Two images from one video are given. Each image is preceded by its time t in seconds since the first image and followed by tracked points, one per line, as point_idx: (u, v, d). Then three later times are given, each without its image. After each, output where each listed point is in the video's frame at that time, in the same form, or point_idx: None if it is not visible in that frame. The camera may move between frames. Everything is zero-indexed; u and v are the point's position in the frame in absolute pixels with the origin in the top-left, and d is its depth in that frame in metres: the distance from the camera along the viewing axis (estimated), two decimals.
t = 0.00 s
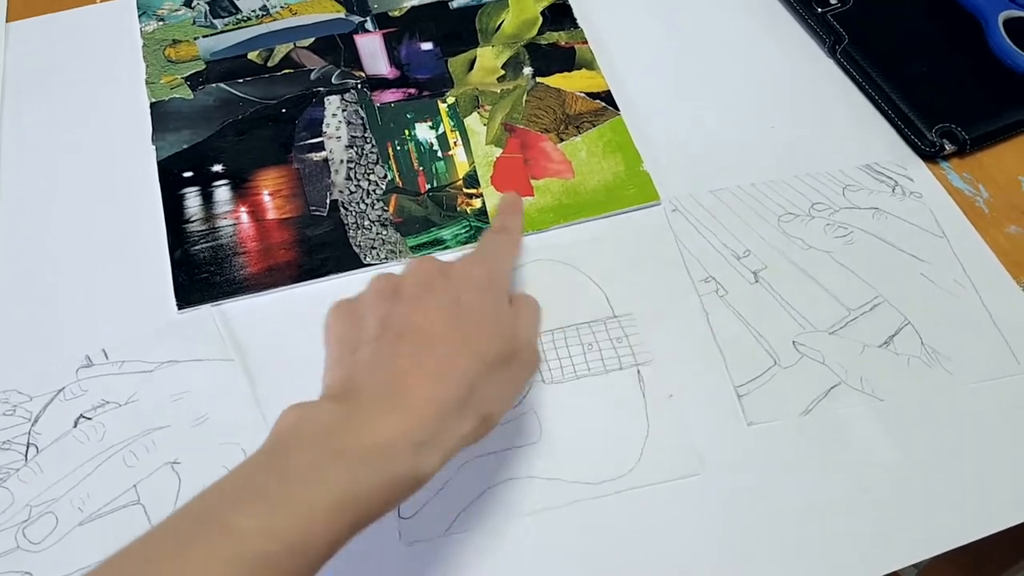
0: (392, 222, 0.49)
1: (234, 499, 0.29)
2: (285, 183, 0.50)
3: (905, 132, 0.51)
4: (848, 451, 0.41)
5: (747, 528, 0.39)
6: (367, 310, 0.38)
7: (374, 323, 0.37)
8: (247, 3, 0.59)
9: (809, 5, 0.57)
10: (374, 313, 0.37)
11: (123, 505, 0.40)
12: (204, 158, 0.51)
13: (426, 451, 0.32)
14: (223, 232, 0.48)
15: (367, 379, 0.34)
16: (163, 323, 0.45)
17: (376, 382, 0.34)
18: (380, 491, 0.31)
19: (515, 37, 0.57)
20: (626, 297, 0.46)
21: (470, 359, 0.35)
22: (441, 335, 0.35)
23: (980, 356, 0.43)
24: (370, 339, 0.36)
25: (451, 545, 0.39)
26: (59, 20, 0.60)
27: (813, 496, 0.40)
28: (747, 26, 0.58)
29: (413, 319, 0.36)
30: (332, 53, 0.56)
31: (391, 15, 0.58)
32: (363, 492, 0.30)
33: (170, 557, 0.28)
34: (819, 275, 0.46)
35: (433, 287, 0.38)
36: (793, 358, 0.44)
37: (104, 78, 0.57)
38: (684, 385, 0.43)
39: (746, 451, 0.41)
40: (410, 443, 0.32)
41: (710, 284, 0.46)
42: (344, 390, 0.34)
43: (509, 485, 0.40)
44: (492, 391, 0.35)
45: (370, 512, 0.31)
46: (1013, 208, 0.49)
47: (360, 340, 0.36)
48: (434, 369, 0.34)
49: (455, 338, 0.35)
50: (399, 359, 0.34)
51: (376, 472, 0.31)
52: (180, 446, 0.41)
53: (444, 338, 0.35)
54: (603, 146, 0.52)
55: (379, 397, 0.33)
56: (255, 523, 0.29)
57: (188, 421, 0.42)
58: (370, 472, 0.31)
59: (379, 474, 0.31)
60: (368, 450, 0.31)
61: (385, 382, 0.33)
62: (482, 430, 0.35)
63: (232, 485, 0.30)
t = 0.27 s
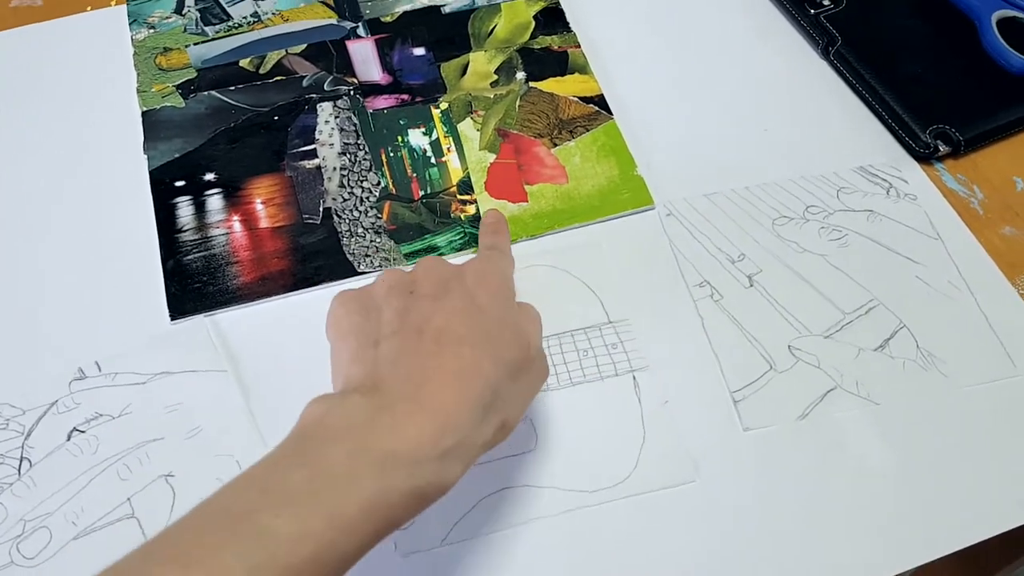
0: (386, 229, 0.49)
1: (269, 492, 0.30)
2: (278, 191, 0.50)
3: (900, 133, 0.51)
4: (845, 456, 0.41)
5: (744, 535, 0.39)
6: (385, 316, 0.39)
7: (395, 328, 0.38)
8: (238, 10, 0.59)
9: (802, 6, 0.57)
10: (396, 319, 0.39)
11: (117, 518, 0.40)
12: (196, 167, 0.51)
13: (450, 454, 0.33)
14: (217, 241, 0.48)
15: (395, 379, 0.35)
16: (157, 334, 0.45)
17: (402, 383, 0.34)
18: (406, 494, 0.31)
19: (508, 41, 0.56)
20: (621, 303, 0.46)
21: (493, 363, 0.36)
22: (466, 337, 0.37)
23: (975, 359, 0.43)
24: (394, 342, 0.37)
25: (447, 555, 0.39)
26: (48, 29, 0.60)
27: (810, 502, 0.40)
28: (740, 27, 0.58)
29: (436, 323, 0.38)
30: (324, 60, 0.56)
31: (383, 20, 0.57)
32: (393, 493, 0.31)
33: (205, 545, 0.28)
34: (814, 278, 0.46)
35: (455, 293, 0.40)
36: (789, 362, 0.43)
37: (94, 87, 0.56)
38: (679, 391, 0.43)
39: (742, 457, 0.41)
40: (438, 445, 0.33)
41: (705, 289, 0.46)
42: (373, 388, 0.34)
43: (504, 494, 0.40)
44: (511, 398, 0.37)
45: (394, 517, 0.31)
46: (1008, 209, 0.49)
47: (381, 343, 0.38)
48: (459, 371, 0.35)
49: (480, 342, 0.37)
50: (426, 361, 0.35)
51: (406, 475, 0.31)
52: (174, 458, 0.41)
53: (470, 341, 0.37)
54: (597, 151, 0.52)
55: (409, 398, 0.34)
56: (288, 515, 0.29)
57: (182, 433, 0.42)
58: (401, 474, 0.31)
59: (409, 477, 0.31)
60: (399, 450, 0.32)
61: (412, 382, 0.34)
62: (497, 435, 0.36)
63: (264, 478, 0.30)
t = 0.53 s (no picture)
0: (366, 234, 0.48)
1: (313, 468, 0.29)
2: (256, 196, 0.49)
3: (883, 129, 0.51)
4: (832, 458, 0.40)
5: (730, 540, 0.38)
6: (431, 296, 0.38)
7: (441, 308, 0.37)
8: (215, 12, 0.58)
9: (784, 4, 0.56)
10: (439, 301, 0.38)
11: (94, 533, 0.39)
12: (172, 173, 0.50)
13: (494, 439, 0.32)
14: (194, 248, 0.47)
15: (440, 358, 0.34)
16: (135, 344, 0.45)
17: (445, 363, 0.33)
18: (449, 479, 0.30)
19: (489, 42, 0.56)
20: (605, 306, 0.46)
21: (535, 349, 0.35)
22: (513, 323, 0.36)
23: (962, 357, 0.43)
24: (440, 323, 0.36)
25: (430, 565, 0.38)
26: (22, 34, 0.59)
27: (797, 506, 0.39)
28: (723, 25, 0.57)
29: (484, 306, 0.37)
30: (302, 62, 0.55)
31: (362, 22, 0.57)
32: (436, 474, 0.30)
33: (247, 520, 0.28)
34: (799, 278, 0.46)
35: (501, 276, 0.39)
36: (773, 363, 0.43)
37: (69, 93, 0.56)
38: (665, 394, 0.42)
39: (729, 460, 0.41)
40: (484, 431, 0.32)
41: (690, 290, 0.46)
42: (420, 367, 0.34)
43: (488, 502, 0.39)
44: (552, 385, 0.36)
45: (434, 500, 0.30)
46: (994, 205, 0.48)
47: (428, 323, 0.37)
48: (505, 355, 0.34)
49: (524, 328, 0.36)
50: (471, 344, 0.34)
51: (450, 458, 0.30)
52: (152, 471, 0.40)
53: (516, 327, 0.35)
54: (580, 152, 0.51)
55: (455, 380, 0.33)
56: (331, 492, 0.28)
57: (160, 445, 0.41)
58: (446, 457, 0.30)
59: (454, 460, 0.30)
60: (445, 432, 0.31)
61: (456, 362, 0.33)
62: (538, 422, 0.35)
63: (311, 453, 0.30)
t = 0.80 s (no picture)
0: (340, 256, 0.47)
1: (380, 442, 0.30)
2: (226, 220, 0.48)
3: (860, 139, 0.50)
4: (815, 476, 0.40)
5: (715, 563, 0.38)
6: (486, 283, 0.39)
7: (495, 294, 0.38)
8: (182, 31, 0.57)
9: (759, 12, 0.55)
10: (493, 287, 0.39)
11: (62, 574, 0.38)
12: (140, 198, 0.49)
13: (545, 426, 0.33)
14: (163, 275, 0.46)
15: (496, 343, 0.35)
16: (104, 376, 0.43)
17: (501, 349, 0.34)
18: (505, 460, 0.31)
19: (462, 56, 0.55)
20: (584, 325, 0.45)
21: (586, 342, 0.36)
22: (567, 315, 0.37)
23: (943, 370, 0.42)
24: (495, 308, 0.37)
25: None
26: None
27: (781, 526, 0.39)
28: (699, 33, 0.56)
29: (537, 297, 0.38)
30: (271, 80, 0.54)
31: (333, 38, 0.56)
32: (491, 456, 0.31)
33: (318, 491, 0.28)
34: (779, 292, 0.45)
35: (557, 266, 0.40)
36: (754, 381, 0.42)
37: (33, 116, 0.54)
38: (646, 414, 0.42)
39: (712, 481, 0.40)
40: (538, 418, 0.33)
41: (669, 307, 0.45)
42: (477, 349, 0.35)
43: (467, 531, 0.38)
44: (598, 376, 0.37)
45: (488, 481, 0.31)
46: (973, 214, 0.48)
47: (481, 307, 0.38)
48: (557, 346, 0.35)
49: (576, 321, 0.37)
50: (528, 331, 0.35)
51: (506, 441, 0.31)
52: (123, 507, 0.39)
53: (570, 318, 0.37)
54: (556, 167, 0.50)
55: (512, 366, 0.34)
56: (398, 467, 0.29)
57: (131, 480, 0.40)
58: (503, 440, 0.31)
59: (511, 443, 0.32)
60: (503, 416, 0.32)
61: (513, 349, 0.34)
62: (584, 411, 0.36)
63: (377, 428, 0.31)
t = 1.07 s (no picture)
0: (309, 281, 0.46)
1: (278, 359, 0.29)
2: (192, 247, 0.47)
3: (832, 149, 0.50)
4: (794, 493, 0.40)
5: None
6: (418, 225, 0.39)
7: (426, 238, 0.38)
8: (144, 54, 0.55)
9: (727, 23, 0.55)
10: (424, 231, 0.39)
11: None
12: (103, 228, 0.48)
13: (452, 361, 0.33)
14: (128, 306, 0.45)
15: (411, 279, 0.35)
16: (71, 414, 0.43)
17: (416, 284, 0.34)
18: (401, 389, 0.31)
19: (430, 74, 0.54)
20: (560, 345, 0.44)
21: (509, 287, 0.36)
22: (493, 264, 0.37)
23: (920, 381, 0.42)
24: (420, 249, 0.37)
25: None
26: None
27: (761, 547, 0.38)
28: (669, 43, 0.56)
29: (463, 243, 0.38)
30: (236, 103, 0.53)
31: (299, 57, 0.55)
32: (392, 382, 0.31)
33: (207, 403, 0.28)
34: (755, 306, 0.45)
35: (488, 219, 0.40)
36: (731, 398, 0.42)
37: None
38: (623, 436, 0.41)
39: (691, 502, 0.39)
40: (444, 350, 0.33)
41: (644, 324, 0.45)
42: (391, 284, 0.34)
43: (445, 562, 0.38)
44: (518, 324, 0.37)
45: (387, 406, 0.31)
46: (946, 221, 0.48)
47: (408, 248, 0.37)
48: (477, 288, 0.35)
49: (498, 265, 0.37)
50: (448, 273, 0.35)
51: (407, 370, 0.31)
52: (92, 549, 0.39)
53: (498, 269, 0.37)
54: (528, 184, 0.50)
55: (424, 302, 0.33)
56: (295, 383, 0.29)
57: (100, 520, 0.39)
58: (401, 369, 0.31)
59: (410, 374, 0.31)
60: (407, 346, 0.32)
61: (428, 286, 0.34)
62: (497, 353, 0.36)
63: (279, 345, 0.30)
